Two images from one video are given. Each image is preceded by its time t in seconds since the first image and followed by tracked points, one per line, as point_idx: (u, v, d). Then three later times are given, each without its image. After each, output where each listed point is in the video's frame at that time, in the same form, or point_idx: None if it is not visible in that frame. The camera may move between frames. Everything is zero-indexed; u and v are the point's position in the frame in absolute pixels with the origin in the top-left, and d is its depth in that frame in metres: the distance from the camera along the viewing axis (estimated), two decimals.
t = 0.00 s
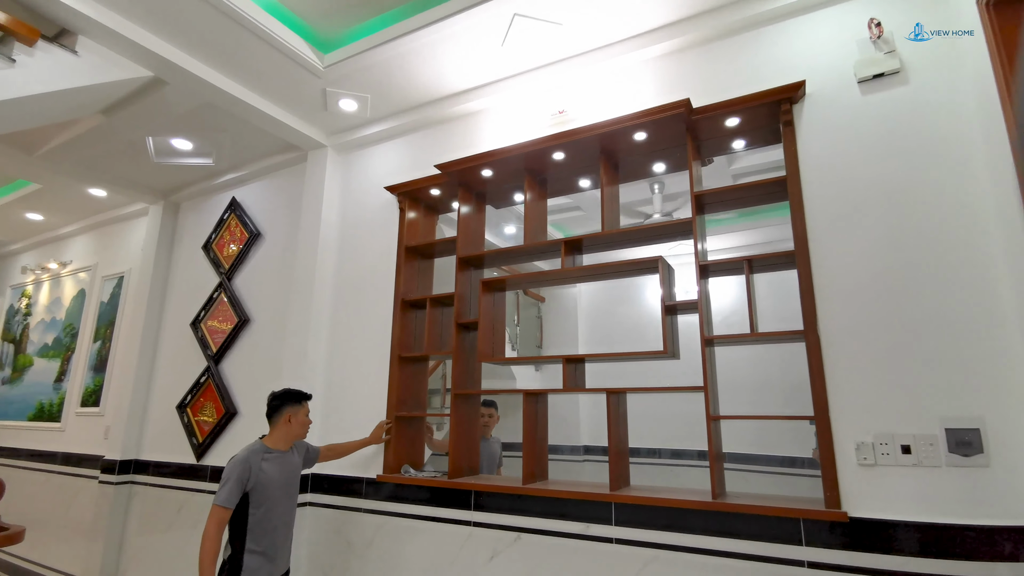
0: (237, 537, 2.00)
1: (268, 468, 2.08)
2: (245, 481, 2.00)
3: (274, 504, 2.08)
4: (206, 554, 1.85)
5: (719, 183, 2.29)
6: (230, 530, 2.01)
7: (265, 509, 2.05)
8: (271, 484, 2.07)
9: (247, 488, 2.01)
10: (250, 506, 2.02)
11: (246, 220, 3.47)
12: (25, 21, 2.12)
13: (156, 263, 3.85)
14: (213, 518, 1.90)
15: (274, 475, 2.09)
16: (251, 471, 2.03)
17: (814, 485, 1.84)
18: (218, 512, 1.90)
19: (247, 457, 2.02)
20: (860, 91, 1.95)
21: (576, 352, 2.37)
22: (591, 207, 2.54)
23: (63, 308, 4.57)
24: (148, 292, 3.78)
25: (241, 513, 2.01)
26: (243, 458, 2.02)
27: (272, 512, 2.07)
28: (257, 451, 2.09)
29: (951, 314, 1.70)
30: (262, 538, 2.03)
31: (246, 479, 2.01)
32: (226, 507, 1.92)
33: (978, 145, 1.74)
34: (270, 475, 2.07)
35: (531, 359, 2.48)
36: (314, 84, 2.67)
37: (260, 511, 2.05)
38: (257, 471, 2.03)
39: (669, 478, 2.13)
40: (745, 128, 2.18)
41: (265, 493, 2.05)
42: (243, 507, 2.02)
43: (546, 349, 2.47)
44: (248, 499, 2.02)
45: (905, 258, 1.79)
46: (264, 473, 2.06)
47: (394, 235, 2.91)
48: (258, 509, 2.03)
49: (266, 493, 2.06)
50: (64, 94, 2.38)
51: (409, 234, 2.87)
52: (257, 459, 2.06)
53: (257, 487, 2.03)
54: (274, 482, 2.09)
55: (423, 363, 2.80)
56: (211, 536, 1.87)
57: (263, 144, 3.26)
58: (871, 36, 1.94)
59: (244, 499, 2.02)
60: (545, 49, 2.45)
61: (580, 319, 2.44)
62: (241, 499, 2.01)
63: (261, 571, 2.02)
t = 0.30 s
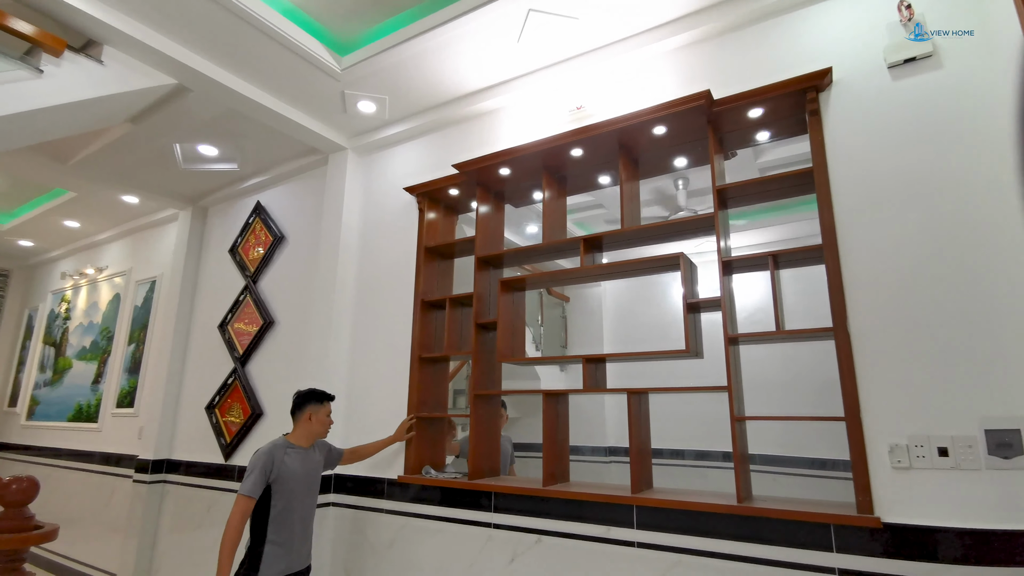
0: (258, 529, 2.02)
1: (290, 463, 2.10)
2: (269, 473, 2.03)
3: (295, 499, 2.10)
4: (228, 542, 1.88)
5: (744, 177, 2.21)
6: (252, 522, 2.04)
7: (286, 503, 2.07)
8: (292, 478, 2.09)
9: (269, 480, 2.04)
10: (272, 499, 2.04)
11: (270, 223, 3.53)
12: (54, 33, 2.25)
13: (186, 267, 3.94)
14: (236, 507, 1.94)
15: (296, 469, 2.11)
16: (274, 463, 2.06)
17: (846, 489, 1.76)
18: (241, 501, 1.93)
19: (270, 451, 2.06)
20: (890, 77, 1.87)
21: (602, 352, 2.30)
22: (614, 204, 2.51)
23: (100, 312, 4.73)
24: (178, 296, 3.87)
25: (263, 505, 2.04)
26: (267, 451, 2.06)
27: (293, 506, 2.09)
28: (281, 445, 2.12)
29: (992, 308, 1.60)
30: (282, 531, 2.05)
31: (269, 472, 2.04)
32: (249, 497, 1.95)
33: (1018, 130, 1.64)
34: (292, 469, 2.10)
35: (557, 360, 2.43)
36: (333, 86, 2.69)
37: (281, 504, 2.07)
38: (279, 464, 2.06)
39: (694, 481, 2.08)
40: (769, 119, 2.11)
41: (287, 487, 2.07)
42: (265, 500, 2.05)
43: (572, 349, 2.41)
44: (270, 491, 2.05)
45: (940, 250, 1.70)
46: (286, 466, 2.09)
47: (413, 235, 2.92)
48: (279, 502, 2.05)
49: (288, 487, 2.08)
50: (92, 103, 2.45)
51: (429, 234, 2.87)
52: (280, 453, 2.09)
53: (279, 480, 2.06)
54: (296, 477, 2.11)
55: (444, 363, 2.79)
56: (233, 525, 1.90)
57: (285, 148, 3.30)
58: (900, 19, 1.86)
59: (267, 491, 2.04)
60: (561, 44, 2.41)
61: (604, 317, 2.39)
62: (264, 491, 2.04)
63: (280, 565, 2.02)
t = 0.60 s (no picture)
0: (288, 527, 2.07)
1: (317, 462, 2.14)
2: (296, 472, 2.07)
3: (323, 498, 2.13)
4: (254, 540, 1.94)
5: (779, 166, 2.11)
6: (284, 521, 2.08)
7: (315, 502, 2.10)
8: (319, 478, 2.13)
9: (297, 480, 2.08)
10: (301, 497, 2.08)
11: (303, 228, 3.60)
12: (95, 52, 2.39)
13: (225, 273, 4.07)
14: (264, 505, 1.99)
15: (323, 469, 2.15)
16: (301, 463, 2.10)
17: (889, 493, 1.66)
18: (269, 500, 1.98)
19: (296, 450, 2.11)
20: (930, 56, 1.76)
21: (636, 351, 2.22)
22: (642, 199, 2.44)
23: (149, 317, 4.94)
24: (218, 301, 4.01)
25: (292, 503, 2.08)
26: (293, 450, 2.10)
27: (322, 505, 2.12)
28: (307, 445, 2.16)
29: None
30: (312, 529, 2.08)
31: (296, 471, 2.08)
32: (276, 496, 2.00)
33: None
34: (319, 468, 2.13)
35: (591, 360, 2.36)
36: (356, 91, 2.73)
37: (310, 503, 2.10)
38: (305, 463, 2.10)
39: (726, 484, 2.00)
40: (801, 106, 2.01)
41: (314, 486, 2.11)
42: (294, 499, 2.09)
43: (605, 348, 2.33)
44: (298, 491, 2.09)
45: (990, 238, 1.58)
46: (313, 465, 2.12)
47: (439, 237, 2.92)
48: (308, 501, 2.09)
49: (316, 486, 2.12)
50: (130, 118, 2.55)
51: (455, 235, 2.87)
52: (307, 453, 2.14)
53: (307, 479, 2.10)
54: (323, 476, 2.14)
55: (471, 363, 2.79)
56: (261, 523, 1.96)
57: (314, 154, 3.37)
58: None
59: (295, 490, 2.09)
60: (581, 39, 2.37)
61: (638, 315, 2.31)
62: (292, 490, 2.08)
63: (311, 563, 2.06)
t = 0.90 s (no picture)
0: (323, 529, 2.12)
1: (348, 465, 2.17)
2: (328, 475, 2.12)
3: (356, 500, 2.16)
4: (291, 541, 1.99)
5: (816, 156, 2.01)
6: (320, 522, 2.14)
7: (348, 504, 2.14)
8: (351, 481, 2.16)
9: (330, 483, 2.12)
10: (335, 500, 2.13)
11: (334, 232, 3.68)
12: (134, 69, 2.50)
13: (262, 278, 4.20)
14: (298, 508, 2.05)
15: (355, 472, 2.18)
16: (333, 466, 2.14)
17: (931, 498, 1.58)
18: (302, 503, 2.04)
19: (328, 454, 2.15)
20: (968, 39, 1.67)
21: (668, 350, 2.17)
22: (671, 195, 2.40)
23: (192, 322, 5.14)
24: (256, 305, 4.14)
25: (326, 506, 2.13)
26: (325, 454, 2.15)
27: (355, 507, 2.16)
28: (340, 449, 2.20)
29: None
30: (346, 531, 2.12)
31: (328, 475, 2.12)
32: (309, 499, 2.05)
33: None
34: (350, 471, 2.16)
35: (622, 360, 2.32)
36: (382, 96, 2.76)
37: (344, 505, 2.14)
38: (337, 467, 2.14)
39: (758, 487, 1.95)
40: (832, 95, 1.94)
41: (346, 488, 2.14)
42: (329, 501, 2.14)
43: (637, 347, 2.28)
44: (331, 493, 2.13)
45: None
46: (345, 469, 2.16)
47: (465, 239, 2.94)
48: (341, 503, 2.13)
49: (349, 489, 2.15)
50: (167, 130, 2.65)
51: (480, 237, 2.88)
52: (339, 456, 2.17)
53: (339, 482, 2.13)
54: (355, 479, 2.17)
55: (498, 364, 2.80)
56: (296, 525, 2.02)
57: (344, 160, 3.44)
58: None
59: (328, 493, 2.13)
60: (603, 35, 2.34)
61: (671, 314, 2.25)
62: (326, 493, 2.13)
63: (346, 565, 2.09)
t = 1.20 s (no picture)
0: (367, 536, 2.16)
1: (390, 473, 2.20)
2: (370, 483, 2.15)
3: (399, 507, 2.19)
4: (326, 546, 2.04)
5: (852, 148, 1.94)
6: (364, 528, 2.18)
7: (390, 511, 2.17)
8: (393, 488, 2.19)
9: (371, 490, 2.16)
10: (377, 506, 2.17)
11: (365, 236, 3.75)
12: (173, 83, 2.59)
13: (296, 281, 4.31)
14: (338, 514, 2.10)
15: (397, 479, 2.21)
16: (375, 474, 2.17)
17: (977, 502, 1.51)
18: (343, 509, 2.08)
19: (370, 462, 2.18)
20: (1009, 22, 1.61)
21: (701, 348, 2.14)
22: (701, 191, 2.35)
23: (232, 325, 5.31)
24: (292, 308, 4.25)
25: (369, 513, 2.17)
26: (368, 462, 2.18)
27: (398, 514, 2.19)
28: (382, 456, 2.23)
29: None
30: (390, 539, 2.15)
31: (371, 482, 2.16)
32: (350, 506, 2.09)
33: None
34: (393, 479, 2.19)
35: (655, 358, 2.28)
36: (408, 101, 2.80)
37: (386, 512, 2.17)
38: (379, 474, 2.17)
39: (793, 489, 1.89)
40: (867, 84, 1.87)
41: (388, 496, 2.17)
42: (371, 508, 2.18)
43: (670, 347, 2.24)
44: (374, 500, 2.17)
45: None
46: (387, 476, 2.19)
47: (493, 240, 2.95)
48: (383, 509, 2.17)
49: (391, 496, 2.18)
50: (205, 141, 2.75)
51: (507, 237, 2.88)
52: (381, 464, 2.21)
53: (381, 489, 2.17)
54: (397, 486, 2.20)
55: (526, 365, 2.80)
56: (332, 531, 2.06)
57: (374, 165, 3.50)
58: None
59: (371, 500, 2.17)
60: (627, 31, 2.32)
61: (704, 312, 2.21)
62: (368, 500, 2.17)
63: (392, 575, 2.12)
